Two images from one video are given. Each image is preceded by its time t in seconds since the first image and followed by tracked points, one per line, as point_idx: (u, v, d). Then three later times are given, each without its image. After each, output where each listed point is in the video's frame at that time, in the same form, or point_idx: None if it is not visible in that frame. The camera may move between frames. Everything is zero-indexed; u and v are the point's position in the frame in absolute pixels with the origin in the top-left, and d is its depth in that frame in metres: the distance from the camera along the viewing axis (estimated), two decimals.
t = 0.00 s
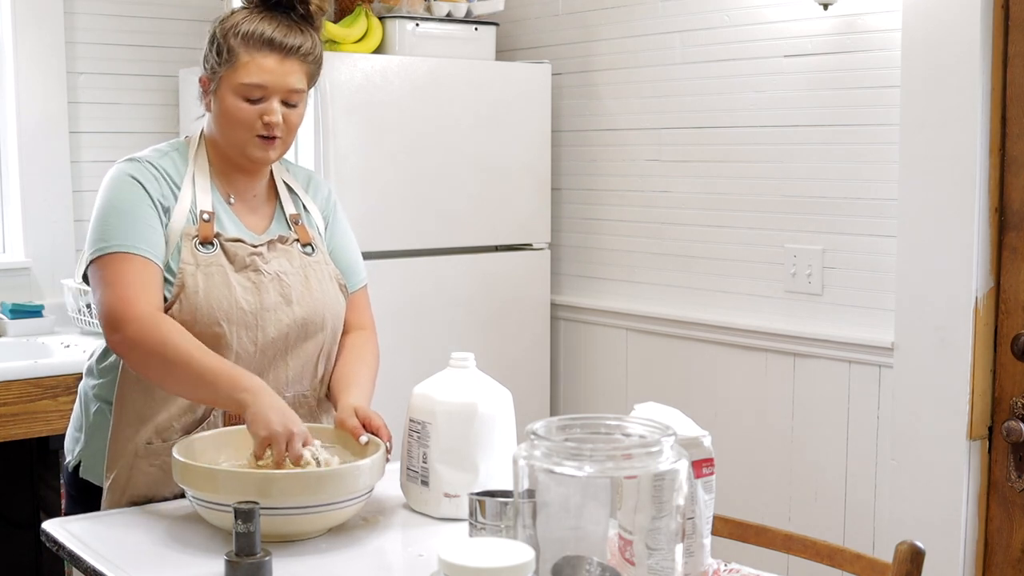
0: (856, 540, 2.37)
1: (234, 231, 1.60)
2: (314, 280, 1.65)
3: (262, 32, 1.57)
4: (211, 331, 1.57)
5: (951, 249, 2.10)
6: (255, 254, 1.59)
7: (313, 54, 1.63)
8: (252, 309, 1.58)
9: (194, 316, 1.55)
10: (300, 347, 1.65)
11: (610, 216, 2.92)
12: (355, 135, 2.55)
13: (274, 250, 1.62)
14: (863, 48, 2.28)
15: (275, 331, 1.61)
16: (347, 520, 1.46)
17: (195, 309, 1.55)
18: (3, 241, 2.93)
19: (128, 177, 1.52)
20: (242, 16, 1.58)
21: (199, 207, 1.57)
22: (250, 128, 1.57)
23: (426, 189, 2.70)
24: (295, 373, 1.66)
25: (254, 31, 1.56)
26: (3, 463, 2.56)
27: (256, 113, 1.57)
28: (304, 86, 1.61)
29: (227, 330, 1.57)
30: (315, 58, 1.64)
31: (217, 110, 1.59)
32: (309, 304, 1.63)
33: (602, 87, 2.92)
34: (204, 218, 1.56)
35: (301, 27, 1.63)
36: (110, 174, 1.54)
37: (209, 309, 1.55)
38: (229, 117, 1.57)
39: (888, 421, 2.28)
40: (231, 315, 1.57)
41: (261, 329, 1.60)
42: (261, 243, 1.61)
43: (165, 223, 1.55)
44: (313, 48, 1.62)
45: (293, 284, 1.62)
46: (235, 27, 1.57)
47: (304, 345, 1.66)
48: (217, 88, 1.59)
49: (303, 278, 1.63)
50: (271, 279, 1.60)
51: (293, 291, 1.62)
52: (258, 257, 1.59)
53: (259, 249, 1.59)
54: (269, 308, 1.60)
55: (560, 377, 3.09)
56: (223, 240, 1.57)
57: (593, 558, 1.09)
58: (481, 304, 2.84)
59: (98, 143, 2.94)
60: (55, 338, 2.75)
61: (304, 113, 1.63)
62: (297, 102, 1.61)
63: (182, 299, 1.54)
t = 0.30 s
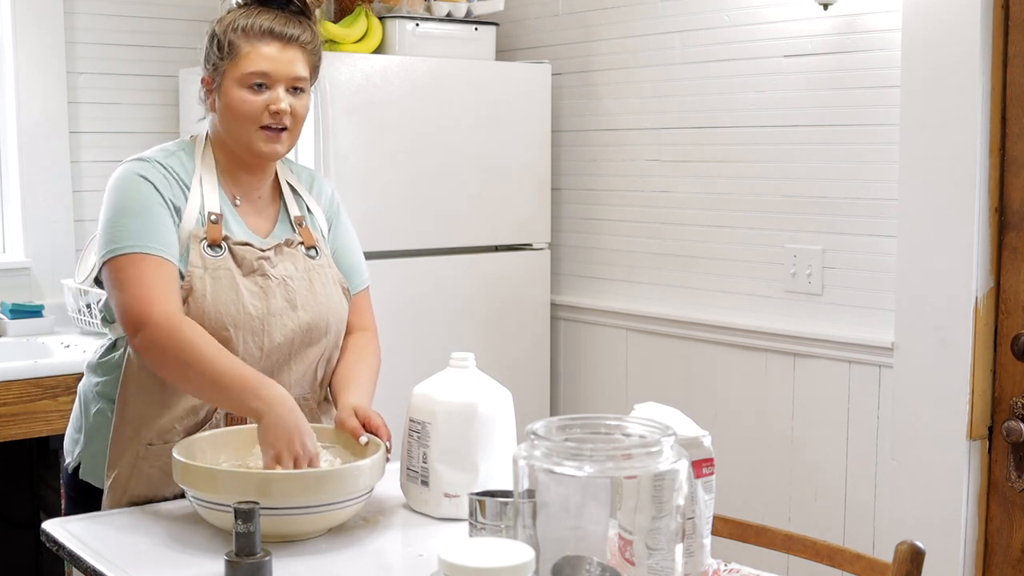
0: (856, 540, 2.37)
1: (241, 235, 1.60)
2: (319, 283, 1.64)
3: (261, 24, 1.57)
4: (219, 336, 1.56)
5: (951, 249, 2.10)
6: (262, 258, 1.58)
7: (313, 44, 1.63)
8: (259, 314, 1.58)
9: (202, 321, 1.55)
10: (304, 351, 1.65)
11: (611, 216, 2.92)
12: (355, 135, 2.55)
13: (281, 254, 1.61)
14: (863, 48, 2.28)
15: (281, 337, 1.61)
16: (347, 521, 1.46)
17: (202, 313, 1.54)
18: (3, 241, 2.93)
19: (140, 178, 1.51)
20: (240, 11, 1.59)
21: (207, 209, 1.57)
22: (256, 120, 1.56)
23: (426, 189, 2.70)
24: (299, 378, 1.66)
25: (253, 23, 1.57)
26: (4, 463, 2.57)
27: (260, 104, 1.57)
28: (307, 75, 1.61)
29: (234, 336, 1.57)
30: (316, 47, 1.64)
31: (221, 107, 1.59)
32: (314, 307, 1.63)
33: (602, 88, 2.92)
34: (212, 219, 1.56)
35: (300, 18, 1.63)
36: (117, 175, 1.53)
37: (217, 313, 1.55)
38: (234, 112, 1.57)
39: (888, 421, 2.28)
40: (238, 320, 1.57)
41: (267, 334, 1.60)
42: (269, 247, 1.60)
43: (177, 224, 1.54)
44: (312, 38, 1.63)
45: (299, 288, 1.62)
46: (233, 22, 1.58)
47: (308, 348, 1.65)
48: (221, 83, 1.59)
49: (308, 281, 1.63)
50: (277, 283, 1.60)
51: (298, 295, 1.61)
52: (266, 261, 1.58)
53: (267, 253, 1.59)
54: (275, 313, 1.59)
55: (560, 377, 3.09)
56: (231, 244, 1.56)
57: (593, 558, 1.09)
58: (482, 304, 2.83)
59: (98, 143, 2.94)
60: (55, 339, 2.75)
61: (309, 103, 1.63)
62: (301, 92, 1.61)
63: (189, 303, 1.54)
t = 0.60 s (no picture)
0: (856, 540, 2.37)
1: (255, 236, 1.59)
2: (326, 288, 1.64)
3: (266, 23, 1.58)
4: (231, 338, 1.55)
5: (950, 249, 2.10)
6: (279, 261, 1.58)
7: (317, 43, 1.64)
8: (273, 320, 1.58)
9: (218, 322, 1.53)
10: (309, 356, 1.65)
11: (611, 216, 2.92)
12: (355, 135, 2.55)
13: (294, 259, 1.61)
14: (863, 48, 2.28)
15: (291, 342, 1.61)
16: (347, 520, 1.46)
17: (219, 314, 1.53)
18: (3, 241, 2.93)
19: (159, 174, 1.50)
20: (244, 10, 1.59)
21: (223, 209, 1.56)
22: (263, 119, 1.57)
23: (426, 189, 2.70)
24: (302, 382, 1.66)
25: (258, 23, 1.58)
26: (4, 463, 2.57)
27: (266, 103, 1.57)
28: (312, 74, 1.62)
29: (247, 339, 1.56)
30: (320, 47, 1.65)
31: (226, 107, 1.59)
32: (322, 312, 1.63)
33: (602, 88, 2.92)
34: (228, 218, 1.55)
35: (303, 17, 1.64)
36: (132, 173, 1.50)
37: (233, 315, 1.54)
38: (239, 111, 1.57)
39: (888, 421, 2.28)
40: (253, 323, 1.56)
41: (278, 339, 1.59)
42: (285, 251, 1.60)
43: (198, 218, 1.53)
44: (316, 37, 1.64)
45: (309, 293, 1.62)
46: (238, 21, 1.58)
47: (313, 351, 1.65)
48: (225, 82, 1.59)
49: (316, 285, 1.63)
50: (291, 287, 1.59)
51: (308, 300, 1.62)
52: (282, 265, 1.58)
53: (283, 256, 1.59)
54: (287, 317, 1.59)
55: (560, 377, 3.09)
56: (249, 245, 1.56)
57: (592, 558, 1.09)
58: (482, 303, 2.83)
59: (98, 143, 2.94)
60: (55, 338, 2.75)
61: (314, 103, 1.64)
62: (305, 91, 1.62)
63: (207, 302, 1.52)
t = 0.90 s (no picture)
0: (856, 540, 2.37)
1: (247, 230, 1.59)
2: (322, 284, 1.64)
3: (253, 20, 1.59)
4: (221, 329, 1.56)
5: (950, 249, 2.10)
6: (270, 254, 1.58)
7: (307, 43, 1.64)
8: (264, 311, 1.58)
9: (208, 314, 1.54)
10: (305, 350, 1.64)
11: (611, 216, 2.92)
12: (355, 135, 2.55)
13: (287, 253, 1.61)
14: (863, 48, 2.28)
15: (283, 335, 1.60)
16: (347, 520, 1.46)
17: (209, 306, 1.54)
18: (4, 241, 2.93)
19: (149, 163, 1.51)
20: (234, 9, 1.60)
21: (214, 202, 1.57)
22: (247, 115, 1.56)
23: (425, 189, 2.70)
24: (299, 378, 1.66)
25: (245, 20, 1.58)
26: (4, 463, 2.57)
27: (251, 99, 1.57)
28: (300, 72, 1.62)
29: (237, 329, 1.56)
30: (310, 45, 1.65)
31: (213, 103, 1.60)
32: (318, 306, 1.63)
33: (602, 88, 2.92)
34: (220, 211, 1.56)
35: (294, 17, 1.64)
36: (123, 162, 1.52)
37: (223, 306, 1.54)
38: (225, 107, 1.57)
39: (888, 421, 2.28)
40: (242, 316, 1.56)
41: (270, 331, 1.59)
42: (276, 244, 1.60)
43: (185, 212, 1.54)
44: (305, 36, 1.64)
45: (304, 287, 1.61)
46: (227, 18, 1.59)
47: (311, 348, 1.65)
48: (213, 81, 1.59)
49: (311, 280, 1.62)
50: (283, 281, 1.59)
51: (303, 294, 1.61)
52: (273, 258, 1.58)
53: (275, 250, 1.58)
54: (279, 310, 1.59)
55: (560, 377, 3.09)
56: (240, 238, 1.56)
57: (592, 558, 1.09)
58: (481, 303, 2.83)
59: (98, 143, 2.94)
60: (55, 338, 2.75)
61: (303, 102, 1.63)
62: (293, 89, 1.61)
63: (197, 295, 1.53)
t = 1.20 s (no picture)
0: (856, 540, 2.37)
1: (233, 226, 1.59)
2: (314, 277, 1.65)
3: (253, 36, 1.57)
4: (205, 323, 1.56)
5: (951, 250, 2.10)
6: (253, 249, 1.59)
7: (307, 59, 1.62)
8: (248, 303, 1.58)
9: (190, 309, 1.55)
10: (296, 343, 1.65)
11: (610, 216, 2.92)
12: (355, 135, 2.55)
13: (273, 246, 1.62)
14: (863, 48, 2.28)
15: (271, 326, 1.61)
16: (347, 521, 1.46)
17: (192, 301, 1.54)
18: (4, 241, 2.93)
19: (127, 168, 1.53)
20: (237, 19, 1.58)
21: (197, 201, 1.57)
22: (240, 133, 1.56)
23: (425, 189, 2.70)
24: (294, 372, 1.66)
25: (245, 35, 1.56)
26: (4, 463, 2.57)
27: (245, 116, 1.57)
28: (297, 91, 1.60)
29: (221, 323, 1.57)
30: (310, 62, 1.63)
31: (209, 112, 1.60)
32: (308, 299, 1.63)
33: (602, 88, 2.92)
34: (202, 212, 1.56)
35: (296, 31, 1.62)
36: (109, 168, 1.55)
37: (204, 301, 1.55)
38: (220, 121, 1.57)
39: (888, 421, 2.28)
40: (226, 309, 1.57)
41: (257, 323, 1.60)
42: (260, 238, 1.60)
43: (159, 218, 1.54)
44: (306, 52, 1.62)
45: (292, 280, 1.62)
46: (228, 30, 1.57)
47: (301, 341, 1.65)
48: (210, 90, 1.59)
49: (303, 274, 1.63)
50: (269, 274, 1.60)
51: (293, 287, 1.62)
52: (256, 252, 1.59)
53: (257, 244, 1.59)
54: (266, 303, 1.60)
55: (561, 377, 3.09)
56: (222, 234, 1.57)
57: (593, 558, 1.09)
58: (481, 304, 2.83)
59: (98, 143, 2.94)
60: (55, 338, 2.75)
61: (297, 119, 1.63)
62: (288, 107, 1.60)
63: (179, 291, 1.54)
